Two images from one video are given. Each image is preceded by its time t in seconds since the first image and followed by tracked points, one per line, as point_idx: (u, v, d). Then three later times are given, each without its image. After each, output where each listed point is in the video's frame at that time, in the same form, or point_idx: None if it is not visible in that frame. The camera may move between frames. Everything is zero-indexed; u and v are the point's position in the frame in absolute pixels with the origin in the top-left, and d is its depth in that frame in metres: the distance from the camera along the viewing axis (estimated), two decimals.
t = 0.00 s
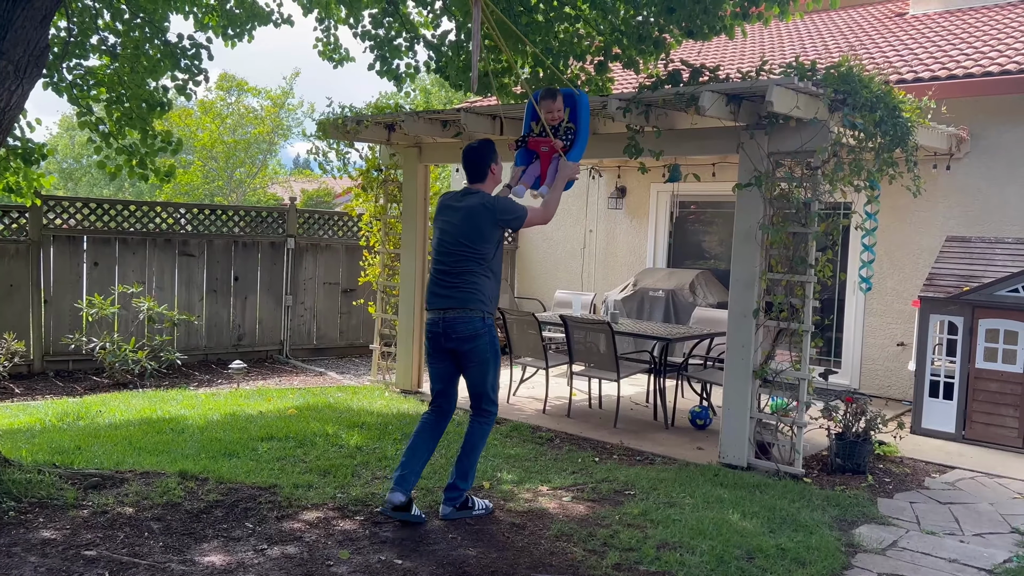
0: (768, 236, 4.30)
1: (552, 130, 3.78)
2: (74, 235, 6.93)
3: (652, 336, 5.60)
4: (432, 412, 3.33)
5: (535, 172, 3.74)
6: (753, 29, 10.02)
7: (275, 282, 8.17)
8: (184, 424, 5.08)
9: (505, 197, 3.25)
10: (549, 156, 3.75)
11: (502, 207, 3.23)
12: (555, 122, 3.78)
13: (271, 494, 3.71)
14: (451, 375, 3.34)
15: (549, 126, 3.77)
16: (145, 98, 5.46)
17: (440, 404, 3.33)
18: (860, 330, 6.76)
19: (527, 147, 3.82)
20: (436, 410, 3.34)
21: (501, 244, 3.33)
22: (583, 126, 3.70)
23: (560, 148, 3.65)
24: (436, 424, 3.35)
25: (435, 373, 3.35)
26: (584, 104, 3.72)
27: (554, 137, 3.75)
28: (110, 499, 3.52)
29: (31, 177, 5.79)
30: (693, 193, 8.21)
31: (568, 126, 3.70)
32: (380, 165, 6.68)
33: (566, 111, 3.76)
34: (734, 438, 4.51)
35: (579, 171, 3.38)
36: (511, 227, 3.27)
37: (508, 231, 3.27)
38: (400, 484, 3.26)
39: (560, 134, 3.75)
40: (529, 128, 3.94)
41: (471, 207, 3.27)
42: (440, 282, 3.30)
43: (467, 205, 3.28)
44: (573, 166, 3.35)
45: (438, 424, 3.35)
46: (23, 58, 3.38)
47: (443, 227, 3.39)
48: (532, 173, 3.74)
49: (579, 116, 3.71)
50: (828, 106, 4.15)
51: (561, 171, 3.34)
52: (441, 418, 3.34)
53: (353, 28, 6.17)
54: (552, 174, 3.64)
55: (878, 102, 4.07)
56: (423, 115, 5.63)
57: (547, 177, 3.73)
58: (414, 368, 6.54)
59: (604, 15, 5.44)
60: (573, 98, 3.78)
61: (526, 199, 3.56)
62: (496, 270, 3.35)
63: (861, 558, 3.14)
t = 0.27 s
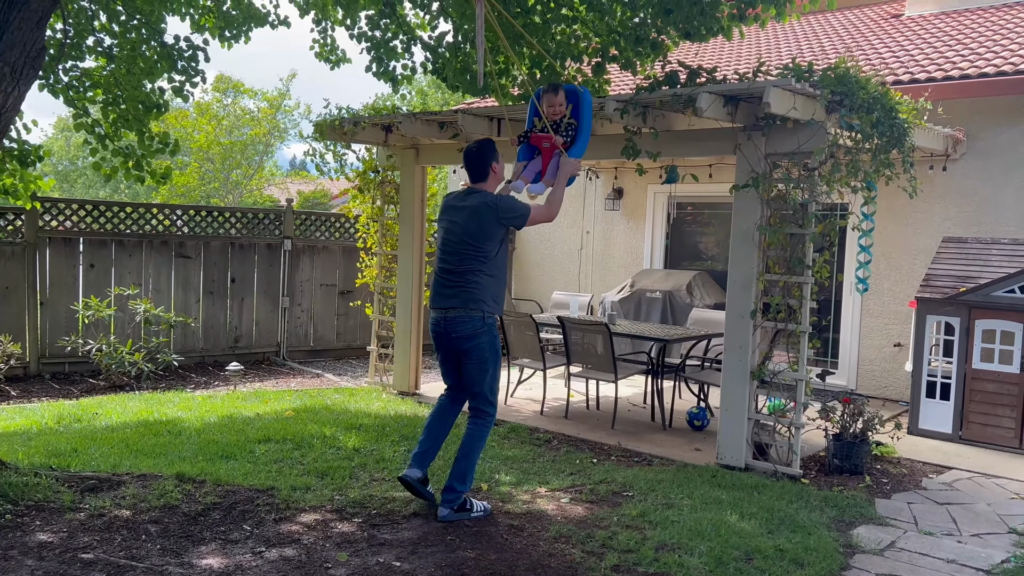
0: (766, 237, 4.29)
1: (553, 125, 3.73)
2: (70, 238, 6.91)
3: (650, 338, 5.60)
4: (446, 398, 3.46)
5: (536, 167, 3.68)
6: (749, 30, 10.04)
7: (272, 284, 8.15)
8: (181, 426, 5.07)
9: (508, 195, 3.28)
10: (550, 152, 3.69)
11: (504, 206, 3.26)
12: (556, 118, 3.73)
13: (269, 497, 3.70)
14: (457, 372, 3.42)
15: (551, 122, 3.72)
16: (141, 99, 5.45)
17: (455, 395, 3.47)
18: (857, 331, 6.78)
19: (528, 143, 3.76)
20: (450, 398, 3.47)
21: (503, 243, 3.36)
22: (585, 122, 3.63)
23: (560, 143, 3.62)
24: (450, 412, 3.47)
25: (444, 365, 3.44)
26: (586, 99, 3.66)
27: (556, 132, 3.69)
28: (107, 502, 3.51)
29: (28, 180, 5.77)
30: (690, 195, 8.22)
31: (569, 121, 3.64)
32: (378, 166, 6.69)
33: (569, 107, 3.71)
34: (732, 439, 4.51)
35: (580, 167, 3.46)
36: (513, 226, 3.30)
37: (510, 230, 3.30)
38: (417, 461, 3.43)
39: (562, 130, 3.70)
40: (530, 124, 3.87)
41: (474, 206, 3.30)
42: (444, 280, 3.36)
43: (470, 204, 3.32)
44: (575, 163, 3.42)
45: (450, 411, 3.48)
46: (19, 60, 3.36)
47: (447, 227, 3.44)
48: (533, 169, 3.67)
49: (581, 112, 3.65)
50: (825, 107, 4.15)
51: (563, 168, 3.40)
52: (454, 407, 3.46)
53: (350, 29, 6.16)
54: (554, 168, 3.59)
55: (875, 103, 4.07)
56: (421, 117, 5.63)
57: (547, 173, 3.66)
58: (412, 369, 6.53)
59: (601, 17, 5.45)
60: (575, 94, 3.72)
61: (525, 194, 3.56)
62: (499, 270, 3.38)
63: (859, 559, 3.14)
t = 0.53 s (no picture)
0: (763, 238, 4.29)
1: (554, 120, 3.71)
2: (67, 239, 6.89)
3: (647, 339, 5.60)
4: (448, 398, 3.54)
5: (539, 162, 3.76)
6: (746, 32, 10.05)
7: (269, 286, 8.14)
8: (178, 428, 5.06)
9: (507, 193, 3.28)
10: (552, 146, 3.75)
11: (502, 203, 3.26)
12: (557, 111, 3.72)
13: (266, 499, 3.69)
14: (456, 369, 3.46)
15: (551, 116, 3.71)
16: (138, 101, 5.44)
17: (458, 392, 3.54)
18: (853, 332, 6.78)
19: (529, 138, 3.84)
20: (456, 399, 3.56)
21: (503, 241, 3.36)
22: (586, 114, 3.63)
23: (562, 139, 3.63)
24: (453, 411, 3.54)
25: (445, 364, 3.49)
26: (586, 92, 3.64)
27: (556, 127, 3.70)
28: (103, 504, 3.50)
29: (24, 181, 5.76)
30: (688, 196, 8.24)
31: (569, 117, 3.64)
32: (375, 168, 6.67)
33: (569, 100, 3.68)
34: (729, 440, 4.51)
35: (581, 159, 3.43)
36: (512, 223, 3.30)
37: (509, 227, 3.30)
38: (434, 471, 3.70)
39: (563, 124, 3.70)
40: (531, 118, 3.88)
41: (473, 204, 3.32)
42: (443, 277, 3.38)
43: (470, 202, 3.33)
44: (575, 158, 3.41)
45: (457, 412, 3.57)
46: (15, 61, 3.35)
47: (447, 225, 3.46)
48: (535, 163, 3.76)
49: (581, 105, 3.63)
50: (822, 108, 4.15)
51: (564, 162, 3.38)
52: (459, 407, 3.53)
53: (347, 31, 6.16)
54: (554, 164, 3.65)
55: (872, 104, 4.07)
56: (418, 119, 5.64)
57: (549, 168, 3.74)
58: (409, 371, 6.52)
59: (598, 18, 5.46)
60: (575, 87, 3.69)
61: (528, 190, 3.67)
62: (498, 268, 3.38)
63: (857, 560, 3.14)
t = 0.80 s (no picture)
0: (760, 240, 4.29)
1: (551, 118, 3.74)
2: (64, 241, 6.88)
3: (645, 340, 5.60)
4: (449, 404, 3.55)
5: (537, 161, 3.75)
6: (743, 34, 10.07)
7: (267, 287, 8.14)
8: (176, 430, 5.05)
9: (500, 197, 3.27)
10: (550, 145, 3.75)
11: (495, 208, 3.25)
12: (555, 109, 3.74)
13: (264, 501, 3.69)
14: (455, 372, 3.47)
15: (549, 114, 3.74)
16: (135, 103, 5.44)
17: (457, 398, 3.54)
18: (851, 333, 6.79)
19: (528, 137, 3.84)
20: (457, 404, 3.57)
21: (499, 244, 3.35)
22: (583, 114, 3.64)
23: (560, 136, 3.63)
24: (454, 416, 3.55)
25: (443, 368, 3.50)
26: (584, 91, 3.67)
27: (554, 125, 3.71)
28: (101, 507, 3.49)
29: (20, 183, 5.76)
30: (686, 197, 8.24)
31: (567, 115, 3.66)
32: (373, 169, 6.66)
33: (567, 99, 3.71)
34: (727, 442, 4.51)
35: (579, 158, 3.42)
36: (507, 226, 3.29)
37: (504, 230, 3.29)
38: (435, 478, 3.69)
39: (561, 122, 3.71)
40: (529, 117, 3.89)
41: (467, 208, 3.32)
42: (440, 281, 3.39)
43: (463, 207, 3.33)
44: (573, 155, 3.40)
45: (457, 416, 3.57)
46: (13, 63, 3.35)
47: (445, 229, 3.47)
48: (534, 161, 3.77)
49: (578, 104, 3.65)
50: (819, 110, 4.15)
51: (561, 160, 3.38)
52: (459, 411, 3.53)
53: (345, 33, 6.16)
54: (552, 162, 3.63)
55: (869, 106, 4.09)
56: (416, 120, 5.63)
57: (547, 166, 3.74)
58: (407, 372, 6.50)
59: (596, 20, 5.47)
60: (573, 86, 3.72)
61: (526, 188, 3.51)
62: (495, 270, 3.38)
63: (855, 561, 3.14)
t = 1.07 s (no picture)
0: (759, 241, 4.29)
1: (548, 119, 3.74)
2: (63, 242, 6.88)
3: (645, 341, 5.60)
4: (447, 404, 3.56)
5: (533, 161, 3.74)
6: (743, 35, 10.07)
7: (267, 288, 8.14)
8: (175, 431, 5.05)
9: (492, 201, 3.25)
10: (546, 145, 3.74)
11: (486, 212, 3.24)
12: (551, 110, 3.75)
13: (263, 502, 3.68)
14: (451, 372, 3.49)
15: (545, 114, 3.74)
16: (134, 104, 5.43)
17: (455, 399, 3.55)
18: (850, 334, 6.79)
19: (524, 138, 3.82)
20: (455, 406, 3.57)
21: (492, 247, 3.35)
22: (580, 114, 3.65)
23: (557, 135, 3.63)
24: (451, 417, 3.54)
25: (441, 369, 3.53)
26: (580, 92, 3.69)
27: (551, 125, 3.71)
28: (99, 508, 3.49)
29: (19, 184, 5.76)
30: (685, 198, 8.24)
31: (564, 114, 3.67)
32: (372, 170, 6.66)
33: (564, 100, 3.73)
34: (727, 443, 4.51)
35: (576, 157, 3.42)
36: (499, 229, 3.27)
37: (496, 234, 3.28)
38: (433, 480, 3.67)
39: (558, 122, 3.72)
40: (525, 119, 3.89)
41: (459, 213, 3.31)
42: (437, 282, 3.42)
43: (455, 211, 3.33)
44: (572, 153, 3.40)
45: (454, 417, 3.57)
46: (12, 64, 3.35)
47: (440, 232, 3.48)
48: (530, 161, 3.74)
49: (575, 104, 3.66)
50: (818, 112, 4.16)
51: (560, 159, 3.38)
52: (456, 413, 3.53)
53: (344, 34, 6.16)
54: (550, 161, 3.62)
55: (868, 108, 4.10)
56: (415, 121, 5.63)
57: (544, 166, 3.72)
58: (406, 373, 6.50)
59: (595, 21, 5.48)
60: (570, 88, 3.74)
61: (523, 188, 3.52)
62: (489, 272, 3.38)
63: (854, 563, 3.14)
